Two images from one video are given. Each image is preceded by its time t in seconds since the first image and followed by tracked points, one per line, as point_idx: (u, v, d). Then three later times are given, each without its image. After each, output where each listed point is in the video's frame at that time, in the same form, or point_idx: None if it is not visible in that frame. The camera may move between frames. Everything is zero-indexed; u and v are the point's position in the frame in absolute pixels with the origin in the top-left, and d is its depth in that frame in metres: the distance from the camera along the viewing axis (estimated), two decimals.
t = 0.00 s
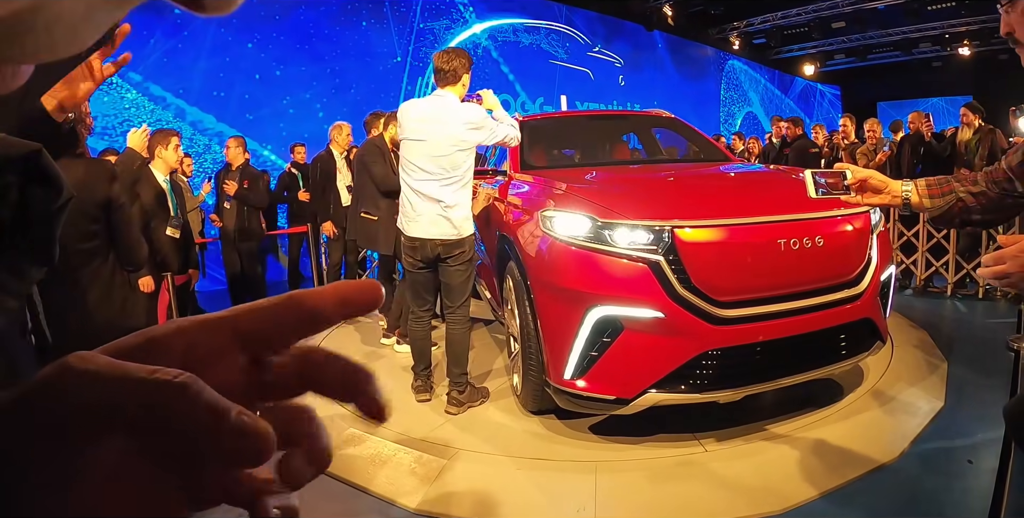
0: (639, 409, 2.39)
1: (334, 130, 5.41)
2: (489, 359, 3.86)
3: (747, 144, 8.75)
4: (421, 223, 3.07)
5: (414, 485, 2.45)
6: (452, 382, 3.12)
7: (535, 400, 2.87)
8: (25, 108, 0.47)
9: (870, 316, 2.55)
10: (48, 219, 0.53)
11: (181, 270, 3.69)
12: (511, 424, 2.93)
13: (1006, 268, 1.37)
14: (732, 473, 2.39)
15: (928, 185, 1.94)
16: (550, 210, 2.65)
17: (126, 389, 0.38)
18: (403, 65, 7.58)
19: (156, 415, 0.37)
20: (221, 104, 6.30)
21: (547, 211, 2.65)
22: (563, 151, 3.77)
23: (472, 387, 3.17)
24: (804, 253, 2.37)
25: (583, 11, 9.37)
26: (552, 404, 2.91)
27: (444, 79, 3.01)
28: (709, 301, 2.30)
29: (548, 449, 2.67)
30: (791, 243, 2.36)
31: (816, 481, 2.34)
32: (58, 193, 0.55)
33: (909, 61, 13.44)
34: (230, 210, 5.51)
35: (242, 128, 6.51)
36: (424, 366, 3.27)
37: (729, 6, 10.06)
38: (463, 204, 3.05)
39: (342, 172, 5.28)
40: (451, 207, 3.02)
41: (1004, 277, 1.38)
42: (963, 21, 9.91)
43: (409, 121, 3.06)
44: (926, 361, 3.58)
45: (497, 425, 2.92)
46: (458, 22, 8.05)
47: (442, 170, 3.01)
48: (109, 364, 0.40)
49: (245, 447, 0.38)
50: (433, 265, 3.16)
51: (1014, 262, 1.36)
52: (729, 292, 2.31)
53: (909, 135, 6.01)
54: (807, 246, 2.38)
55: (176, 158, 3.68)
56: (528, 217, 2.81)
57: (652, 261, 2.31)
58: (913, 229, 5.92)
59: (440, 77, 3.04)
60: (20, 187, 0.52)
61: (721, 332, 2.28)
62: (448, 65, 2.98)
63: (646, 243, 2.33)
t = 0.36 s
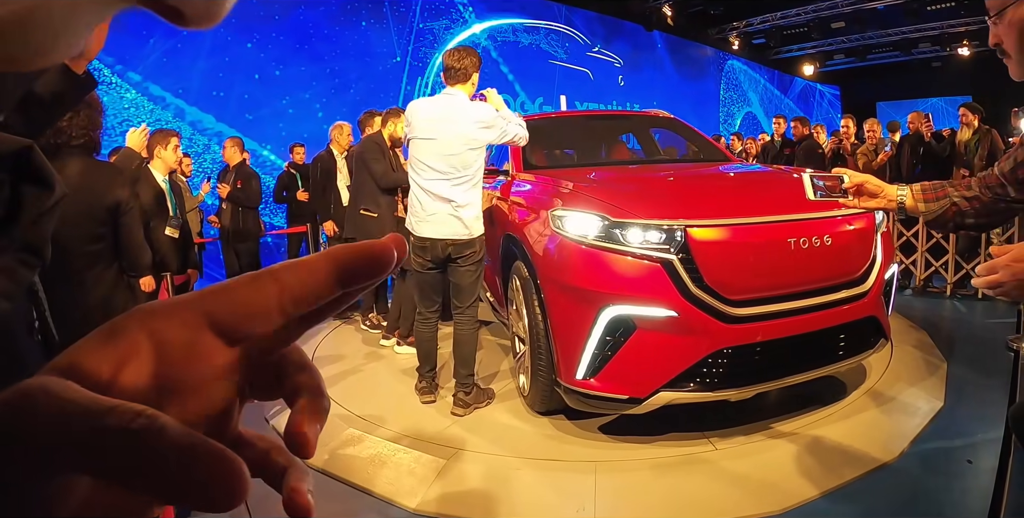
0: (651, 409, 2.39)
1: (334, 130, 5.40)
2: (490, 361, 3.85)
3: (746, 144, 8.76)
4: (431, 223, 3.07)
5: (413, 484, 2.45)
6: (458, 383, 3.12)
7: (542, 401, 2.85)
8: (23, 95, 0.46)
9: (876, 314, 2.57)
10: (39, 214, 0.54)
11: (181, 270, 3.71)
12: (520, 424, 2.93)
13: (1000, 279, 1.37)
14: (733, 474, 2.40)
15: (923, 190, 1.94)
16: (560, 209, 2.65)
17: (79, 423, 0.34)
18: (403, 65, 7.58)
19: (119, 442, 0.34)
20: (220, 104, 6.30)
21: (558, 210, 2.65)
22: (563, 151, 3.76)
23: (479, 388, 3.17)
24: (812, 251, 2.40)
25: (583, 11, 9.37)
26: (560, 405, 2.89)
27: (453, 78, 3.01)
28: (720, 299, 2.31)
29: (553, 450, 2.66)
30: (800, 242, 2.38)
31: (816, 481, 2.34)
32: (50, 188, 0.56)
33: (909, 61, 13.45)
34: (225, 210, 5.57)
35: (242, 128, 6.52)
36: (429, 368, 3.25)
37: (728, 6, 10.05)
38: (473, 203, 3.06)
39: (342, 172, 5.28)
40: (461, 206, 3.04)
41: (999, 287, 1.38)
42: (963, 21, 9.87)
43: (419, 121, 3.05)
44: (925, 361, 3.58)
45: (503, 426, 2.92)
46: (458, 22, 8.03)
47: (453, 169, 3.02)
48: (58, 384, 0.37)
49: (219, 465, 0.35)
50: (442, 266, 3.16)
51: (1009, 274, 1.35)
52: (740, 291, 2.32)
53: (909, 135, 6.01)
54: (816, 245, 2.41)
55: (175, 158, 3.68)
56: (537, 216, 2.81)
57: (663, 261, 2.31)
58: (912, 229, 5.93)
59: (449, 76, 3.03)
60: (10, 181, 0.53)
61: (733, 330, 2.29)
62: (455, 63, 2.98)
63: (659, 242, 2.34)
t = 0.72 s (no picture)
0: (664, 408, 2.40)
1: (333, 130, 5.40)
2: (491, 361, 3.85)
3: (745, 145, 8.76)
4: (442, 225, 3.05)
5: (411, 484, 2.45)
6: (465, 384, 3.09)
7: (550, 401, 2.85)
8: (28, 96, 0.46)
9: (880, 311, 2.61)
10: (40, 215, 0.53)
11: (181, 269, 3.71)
12: (527, 424, 2.93)
13: (997, 282, 1.37)
14: (733, 474, 2.39)
15: (923, 192, 1.95)
16: (570, 208, 2.63)
17: (83, 416, 0.34)
18: (403, 65, 7.59)
19: (126, 438, 0.34)
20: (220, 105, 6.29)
21: (567, 209, 2.64)
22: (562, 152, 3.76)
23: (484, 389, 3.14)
24: (821, 250, 2.43)
25: (583, 10, 9.37)
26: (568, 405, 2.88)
27: (461, 78, 3.01)
28: (732, 298, 2.32)
29: (558, 450, 2.67)
30: (810, 241, 2.41)
31: (815, 481, 2.34)
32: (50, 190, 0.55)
33: (909, 61, 13.44)
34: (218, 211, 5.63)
35: (241, 128, 6.52)
36: (434, 369, 3.23)
37: (728, 6, 10.01)
38: (484, 203, 3.07)
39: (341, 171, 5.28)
40: (473, 206, 3.03)
41: (996, 291, 1.37)
42: (962, 22, 9.86)
43: (428, 121, 3.03)
44: (924, 361, 3.59)
45: (510, 426, 2.91)
46: (457, 23, 8.04)
47: (465, 170, 3.02)
48: (59, 376, 0.37)
49: (219, 457, 0.36)
50: (451, 266, 3.16)
51: (1006, 278, 1.35)
52: (752, 290, 2.34)
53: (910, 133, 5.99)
54: (825, 244, 2.44)
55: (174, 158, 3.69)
56: (544, 215, 2.81)
57: (673, 260, 2.31)
58: (912, 229, 5.94)
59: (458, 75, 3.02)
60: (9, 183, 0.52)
61: (744, 329, 2.30)
62: (466, 63, 2.98)
63: (671, 241, 2.34)
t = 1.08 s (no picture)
0: (677, 406, 2.41)
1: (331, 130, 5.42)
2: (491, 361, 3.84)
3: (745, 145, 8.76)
4: (453, 226, 2.99)
5: (411, 484, 2.45)
6: (472, 385, 3.06)
7: (559, 402, 2.84)
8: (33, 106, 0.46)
9: (883, 309, 2.64)
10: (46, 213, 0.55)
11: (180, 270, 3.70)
12: (537, 424, 2.93)
13: (997, 279, 1.37)
14: (733, 474, 2.39)
15: (930, 192, 1.93)
16: (580, 208, 2.61)
17: (76, 418, 0.35)
18: (402, 66, 7.59)
19: (119, 430, 0.35)
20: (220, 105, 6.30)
21: (577, 209, 2.62)
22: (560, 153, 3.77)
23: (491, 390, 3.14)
24: (828, 249, 2.45)
25: (582, 11, 9.36)
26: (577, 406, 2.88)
27: (469, 75, 2.98)
28: (743, 296, 2.33)
29: (561, 450, 2.66)
30: (818, 240, 2.43)
31: (815, 481, 2.34)
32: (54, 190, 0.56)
33: (908, 62, 13.44)
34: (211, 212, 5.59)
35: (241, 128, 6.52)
36: (440, 370, 3.21)
37: (728, 6, 10.00)
38: (495, 204, 3.04)
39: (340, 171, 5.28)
40: (485, 207, 3.00)
41: (995, 288, 1.38)
42: (962, 22, 9.88)
43: (436, 120, 2.96)
44: (923, 361, 3.60)
45: (517, 426, 2.91)
46: (457, 23, 8.06)
47: (475, 169, 2.96)
48: (51, 370, 0.37)
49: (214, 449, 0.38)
50: (459, 265, 3.10)
51: (1006, 275, 1.35)
52: (763, 288, 2.35)
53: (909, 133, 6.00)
54: (834, 243, 2.46)
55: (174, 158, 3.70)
56: (551, 213, 2.81)
57: (686, 259, 2.31)
58: (912, 229, 5.94)
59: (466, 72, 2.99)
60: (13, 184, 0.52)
61: (756, 327, 2.32)
62: (476, 61, 2.94)
63: (684, 240, 2.33)
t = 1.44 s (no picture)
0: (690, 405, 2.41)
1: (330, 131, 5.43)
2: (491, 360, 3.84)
3: (744, 145, 8.75)
4: (459, 226, 2.95)
5: (410, 485, 2.45)
6: (479, 387, 3.04)
7: (568, 402, 2.84)
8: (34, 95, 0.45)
9: (888, 307, 2.66)
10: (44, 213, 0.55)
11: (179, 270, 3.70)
12: (546, 424, 2.92)
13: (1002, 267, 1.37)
14: (733, 475, 2.39)
15: (947, 188, 1.94)
16: (590, 208, 2.60)
17: (77, 426, 0.34)
18: (402, 65, 7.57)
19: (116, 441, 0.34)
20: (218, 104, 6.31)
21: (586, 209, 2.61)
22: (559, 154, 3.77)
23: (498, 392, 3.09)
24: (836, 248, 2.46)
25: (582, 11, 9.34)
26: (586, 406, 2.87)
27: (474, 74, 2.95)
28: (755, 296, 2.34)
29: (569, 450, 2.65)
30: (826, 239, 2.44)
31: (815, 481, 2.34)
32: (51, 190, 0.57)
33: (907, 62, 13.44)
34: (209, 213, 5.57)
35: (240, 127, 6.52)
36: (445, 372, 3.18)
37: (728, 6, 9.98)
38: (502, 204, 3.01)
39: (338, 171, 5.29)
40: (492, 206, 2.96)
41: (1000, 276, 1.38)
42: (962, 23, 9.88)
43: (442, 119, 2.94)
44: (923, 361, 3.60)
45: (524, 427, 2.89)
46: (456, 23, 8.04)
47: (482, 168, 2.93)
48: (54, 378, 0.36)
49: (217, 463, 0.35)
50: (465, 265, 3.07)
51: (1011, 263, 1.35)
52: (774, 287, 2.36)
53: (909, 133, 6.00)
54: (840, 241, 2.47)
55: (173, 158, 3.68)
56: (557, 213, 2.80)
57: (699, 258, 2.31)
58: (912, 230, 5.94)
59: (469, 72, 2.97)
60: (13, 187, 0.53)
61: (767, 325, 2.33)
62: (480, 60, 2.91)
63: (696, 239, 2.34)
